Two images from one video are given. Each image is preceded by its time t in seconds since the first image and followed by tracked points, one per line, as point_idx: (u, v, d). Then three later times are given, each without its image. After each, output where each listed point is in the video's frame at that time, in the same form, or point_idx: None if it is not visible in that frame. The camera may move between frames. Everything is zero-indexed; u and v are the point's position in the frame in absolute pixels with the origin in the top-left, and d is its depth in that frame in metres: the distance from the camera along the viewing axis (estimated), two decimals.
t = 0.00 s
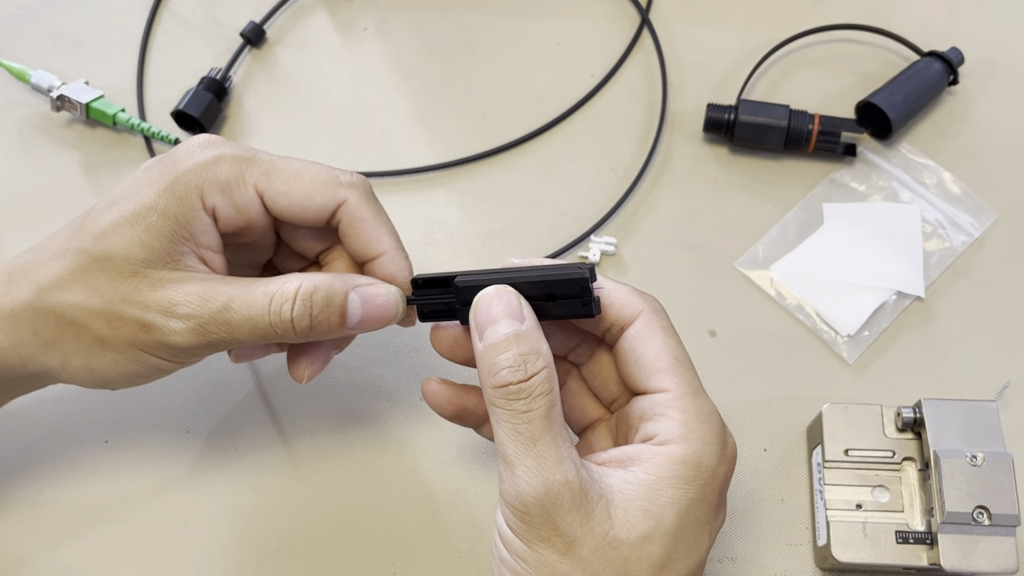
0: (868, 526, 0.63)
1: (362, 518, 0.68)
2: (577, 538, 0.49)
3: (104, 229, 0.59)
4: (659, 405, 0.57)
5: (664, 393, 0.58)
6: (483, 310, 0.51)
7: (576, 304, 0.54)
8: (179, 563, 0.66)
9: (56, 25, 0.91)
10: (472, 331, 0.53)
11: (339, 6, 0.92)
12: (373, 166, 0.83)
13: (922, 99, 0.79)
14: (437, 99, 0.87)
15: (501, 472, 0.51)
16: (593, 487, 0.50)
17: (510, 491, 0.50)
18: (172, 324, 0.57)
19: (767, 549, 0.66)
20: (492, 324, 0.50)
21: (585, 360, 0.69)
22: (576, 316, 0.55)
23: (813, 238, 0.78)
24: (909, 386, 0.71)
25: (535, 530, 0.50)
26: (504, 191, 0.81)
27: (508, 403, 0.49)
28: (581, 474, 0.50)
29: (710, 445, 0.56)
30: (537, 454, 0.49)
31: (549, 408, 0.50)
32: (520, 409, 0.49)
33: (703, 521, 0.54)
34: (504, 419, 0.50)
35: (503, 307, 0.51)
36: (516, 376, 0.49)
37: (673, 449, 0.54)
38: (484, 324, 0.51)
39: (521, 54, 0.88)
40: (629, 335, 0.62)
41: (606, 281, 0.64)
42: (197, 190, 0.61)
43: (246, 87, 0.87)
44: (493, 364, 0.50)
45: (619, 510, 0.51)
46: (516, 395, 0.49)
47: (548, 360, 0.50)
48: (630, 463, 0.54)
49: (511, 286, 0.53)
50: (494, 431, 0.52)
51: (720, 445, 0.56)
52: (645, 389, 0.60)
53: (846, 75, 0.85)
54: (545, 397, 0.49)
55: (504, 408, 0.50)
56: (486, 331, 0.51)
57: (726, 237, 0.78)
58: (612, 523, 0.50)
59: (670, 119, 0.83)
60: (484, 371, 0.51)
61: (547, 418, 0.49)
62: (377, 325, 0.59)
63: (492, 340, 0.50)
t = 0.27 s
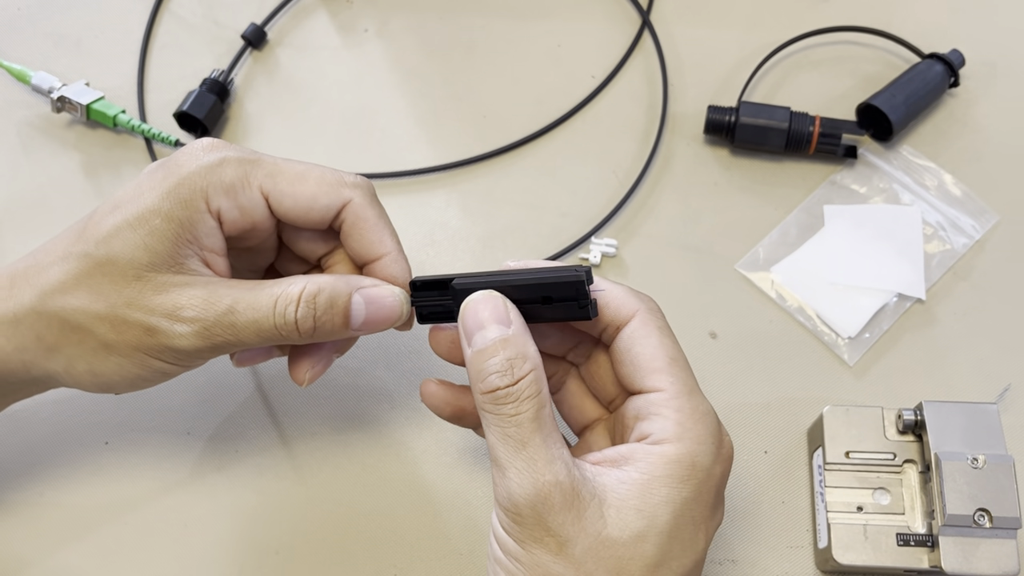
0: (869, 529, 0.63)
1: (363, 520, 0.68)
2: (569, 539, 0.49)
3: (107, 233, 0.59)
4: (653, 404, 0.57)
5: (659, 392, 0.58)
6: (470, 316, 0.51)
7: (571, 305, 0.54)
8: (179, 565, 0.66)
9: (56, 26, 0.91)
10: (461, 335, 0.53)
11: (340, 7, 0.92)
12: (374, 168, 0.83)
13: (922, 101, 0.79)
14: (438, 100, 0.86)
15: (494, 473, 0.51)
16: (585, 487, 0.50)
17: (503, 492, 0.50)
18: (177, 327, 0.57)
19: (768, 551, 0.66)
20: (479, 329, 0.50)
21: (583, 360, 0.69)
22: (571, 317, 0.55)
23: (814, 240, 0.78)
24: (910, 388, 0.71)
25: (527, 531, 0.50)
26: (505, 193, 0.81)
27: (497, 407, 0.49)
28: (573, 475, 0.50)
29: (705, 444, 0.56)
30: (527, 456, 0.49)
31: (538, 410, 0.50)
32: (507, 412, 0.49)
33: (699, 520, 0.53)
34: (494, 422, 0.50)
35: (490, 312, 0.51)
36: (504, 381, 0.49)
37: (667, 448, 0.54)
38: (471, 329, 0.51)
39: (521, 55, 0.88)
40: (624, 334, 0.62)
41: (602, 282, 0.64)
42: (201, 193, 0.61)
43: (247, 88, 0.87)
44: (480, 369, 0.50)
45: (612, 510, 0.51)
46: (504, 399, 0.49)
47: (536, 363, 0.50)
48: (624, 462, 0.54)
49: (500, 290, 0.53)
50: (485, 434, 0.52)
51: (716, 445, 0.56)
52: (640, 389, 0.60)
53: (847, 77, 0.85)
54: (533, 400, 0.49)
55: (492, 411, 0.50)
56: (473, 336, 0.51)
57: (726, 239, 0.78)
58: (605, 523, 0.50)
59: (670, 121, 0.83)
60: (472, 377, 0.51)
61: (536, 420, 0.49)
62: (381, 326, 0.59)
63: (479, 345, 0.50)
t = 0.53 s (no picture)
0: (869, 530, 0.63)
1: (363, 521, 0.68)
2: (562, 539, 0.49)
3: (108, 234, 0.59)
4: (650, 405, 0.57)
5: (655, 393, 0.58)
6: (474, 316, 0.51)
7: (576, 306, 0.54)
8: (180, 565, 0.66)
9: (58, 27, 0.91)
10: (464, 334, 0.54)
11: (341, 8, 0.92)
12: (375, 169, 0.83)
13: (923, 103, 0.80)
14: (439, 102, 0.87)
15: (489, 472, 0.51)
16: (578, 487, 0.50)
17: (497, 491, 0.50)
18: (178, 328, 0.57)
19: (768, 553, 0.66)
20: (484, 330, 0.51)
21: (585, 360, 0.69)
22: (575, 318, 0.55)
23: (814, 242, 0.78)
24: (911, 390, 0.71)
25: (520, 531, 0.50)
26: (506, 194, 0.82)
27: (496, 407, 0.50)
28: (568, 476, 0.50)
29: (701, 445, 0.55)
30: (523, 456, 0.49)
31: (537, 411, 0.50)
32: (506, 413, 0.50)
33: (694, 522, 0.53)
34: (492, 422, 0.50)
35: (494, 313, 0.51)
36: (504, 381, 0.49)
37: (662, 449, 0.54)
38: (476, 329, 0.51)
39: (522, 57, 0.88)
40: (623, 334, 0.62)
41: (603, 282, 0.64)
42: (202, 196, 0.61)
43: (248, 89, 0.87)
44: (483, 370, 0.50)
45: (605, 511, 0.51)
46: (504, 400, 0.49)
47: (537, 364, 0.51)
48: (619, 463, 0.54)
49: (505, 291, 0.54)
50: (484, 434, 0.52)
51: (712, 446, 0.56)
52: (638, 389, 0.60)
53: (848, 78, 0.85)
54: (532, 401, 0.50)
55: (492, 412, 0.50)
56: (477, 336, 0.51)
57: (727, 240, 0.78)
58: (598, 525, 0.50)
59: (671, 122, 0.84)
60: (473, 376, 0.51)
61: (534, 421, 0.50)
62: (382, 329, 0.59)
63: (483, 346, 0.50)
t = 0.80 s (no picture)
0: (871, 532, 0.63)
1: (364, 522, 0.68)
2: (568, 543, 0.49)
3: (109, 235, 0.59)
4: (657, 409, 0.58)
5: (662, 397, 0.58)
6: (480, 319, 0.51)
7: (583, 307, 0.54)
8: (181, 567, 0.66)
9: (59, 29, 0.92)
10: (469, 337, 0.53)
11: (342, 10, 0.92)
12: (376, 171, 0.83)
13: (924, 105, 0.80)
14: (440, 103, 0.87)
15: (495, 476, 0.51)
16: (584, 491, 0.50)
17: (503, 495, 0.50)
18: (179, 329, 0.57)
19: (770, 555, 0.66)
20: (489, 332, 0.50)
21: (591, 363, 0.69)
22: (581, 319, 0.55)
23: (816, 244, 0.78)
24: (912, 392, 0.71)
25: (526, 534, 0.50)
26: (508, 196, 0.82)
27: (502, 410, 0.50)
28: (575, 480, 0.50)
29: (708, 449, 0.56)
30: (530, 459, 0.49)
31: (544, 414, 0.50)
32: (513, 416, 0.49)
33: (700, 527, 0.53)
34: (498, 425, 0.50)
35: (500, 316, 0.51)
36: (511, 384, 0.49)
37: (669, 453, 0.54)
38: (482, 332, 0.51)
39: (524, 59, 0.88)
40: (629, 338, 0.62)
41: (609, 287, 0.64)
42: (203, 198, 0.61)
43: (250, 91, 0.87)
44: (489, 372, 0.50)
45: (612, 515, 0.51)
46: (510, 402, 0.49)
47: (543, 367, 0.51)
48: (626, 467, 0.54)
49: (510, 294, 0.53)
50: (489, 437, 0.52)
51: (720, 451, 0.56)
52: (644, 393, 0.60)
53: (849, 81, 0.85)
54: (539, 404, 0.50)
55: (498, 414, 0.50)
56: (483, 338, 0.51)
57: (728, 242, 0.78)
58: (604, 529, 0.50)
59: (672, 124, 0.84)
60: (480, 379, 0.51)
61: (541, 424, 0.50)
62: (383, 331, 0.59)
63: (489, 348, 0.50)
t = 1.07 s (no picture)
0: (874, 533, 0.63)
1: (366, 524, 0.68)
2: (577, 546, 0.49)
3: (107, 235, 0.58)
4: (666, 411, 0.57)
5: (671, 400, 0.58)
6: (487, 320, 0.51)
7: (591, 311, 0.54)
8: (182, 568, 0.66)
9: (59, 28, 0.91)
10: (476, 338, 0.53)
11: (343, 10, 0.92)
12: (377, 171, 0.83)
13: (926, 106, 0.80)
14: (441, 103, 0.86)
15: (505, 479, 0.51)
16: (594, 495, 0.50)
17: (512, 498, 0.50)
18: (178, 329, 0.57)
19: (772, 556, 0.66)
20: (496, 333, 0.50)
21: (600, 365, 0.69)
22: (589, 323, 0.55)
23: (818, 244, 0.78)
24: (914, 393, 0.71)
25: (534, 537, 0.50)
26: (509, 196, 0.81)
27: (511, 411, 0.50)
28: (584, 482, 0.50)
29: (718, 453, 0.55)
30: (539, 461, 0.49)
31: (552, 415, 0.50)
32: (522, 417, 0.49)
33: (709, 531, 0.53)
34: (507, 427, 0.50)
35: (507, 317, 0.51)
36: (519, 385, 0.49)
37: (679, 456, 0.54)
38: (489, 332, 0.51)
39: (525, 59, 0.88)
40: (637, 342, 0.62)
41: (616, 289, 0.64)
42: (202, 198, 0.60)
43: (250, 91, 0.87)
44: (497, 373, 0.50)
45: (620, 519, 0.51)
46: (519, 403, 0.49)
47: (551, 368, 0.50)
48: (635, 470, 0.54)
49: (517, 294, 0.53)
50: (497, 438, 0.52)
51: (729, 454, 0.56)
52: (654, 396, 0.60)
53: (851, 81, 0.85)
54: (547, 405, 0.49)
55: (506, 416, 0.50)
56: (490, 339, 0.51)
57: (730, 243, 0.78)
58: (613, 532, 0.50)
59: (674, 124, 0.83)
60: (488, 380, 0.51)
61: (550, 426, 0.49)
62: (383, 332, 0.59)
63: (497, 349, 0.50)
